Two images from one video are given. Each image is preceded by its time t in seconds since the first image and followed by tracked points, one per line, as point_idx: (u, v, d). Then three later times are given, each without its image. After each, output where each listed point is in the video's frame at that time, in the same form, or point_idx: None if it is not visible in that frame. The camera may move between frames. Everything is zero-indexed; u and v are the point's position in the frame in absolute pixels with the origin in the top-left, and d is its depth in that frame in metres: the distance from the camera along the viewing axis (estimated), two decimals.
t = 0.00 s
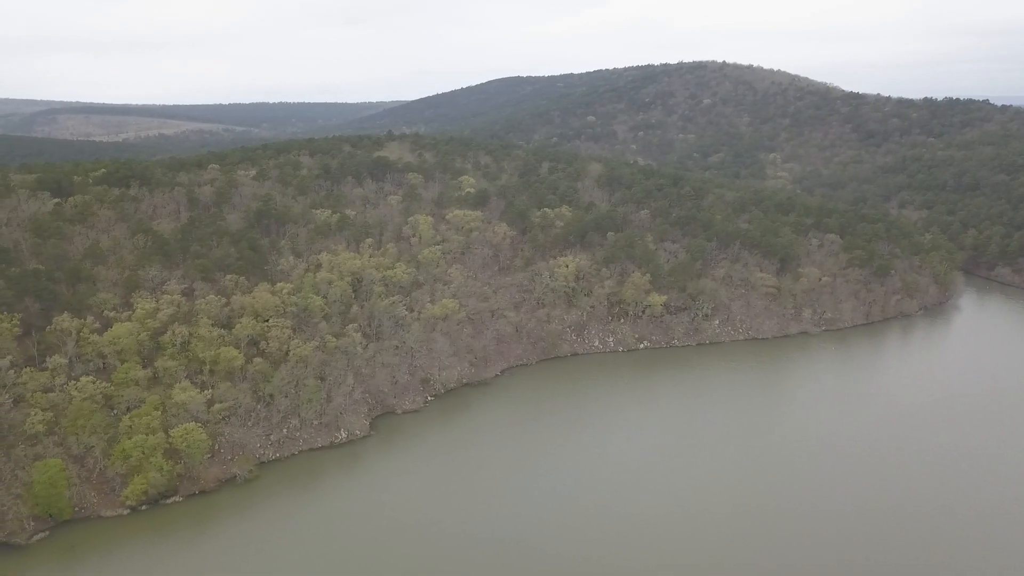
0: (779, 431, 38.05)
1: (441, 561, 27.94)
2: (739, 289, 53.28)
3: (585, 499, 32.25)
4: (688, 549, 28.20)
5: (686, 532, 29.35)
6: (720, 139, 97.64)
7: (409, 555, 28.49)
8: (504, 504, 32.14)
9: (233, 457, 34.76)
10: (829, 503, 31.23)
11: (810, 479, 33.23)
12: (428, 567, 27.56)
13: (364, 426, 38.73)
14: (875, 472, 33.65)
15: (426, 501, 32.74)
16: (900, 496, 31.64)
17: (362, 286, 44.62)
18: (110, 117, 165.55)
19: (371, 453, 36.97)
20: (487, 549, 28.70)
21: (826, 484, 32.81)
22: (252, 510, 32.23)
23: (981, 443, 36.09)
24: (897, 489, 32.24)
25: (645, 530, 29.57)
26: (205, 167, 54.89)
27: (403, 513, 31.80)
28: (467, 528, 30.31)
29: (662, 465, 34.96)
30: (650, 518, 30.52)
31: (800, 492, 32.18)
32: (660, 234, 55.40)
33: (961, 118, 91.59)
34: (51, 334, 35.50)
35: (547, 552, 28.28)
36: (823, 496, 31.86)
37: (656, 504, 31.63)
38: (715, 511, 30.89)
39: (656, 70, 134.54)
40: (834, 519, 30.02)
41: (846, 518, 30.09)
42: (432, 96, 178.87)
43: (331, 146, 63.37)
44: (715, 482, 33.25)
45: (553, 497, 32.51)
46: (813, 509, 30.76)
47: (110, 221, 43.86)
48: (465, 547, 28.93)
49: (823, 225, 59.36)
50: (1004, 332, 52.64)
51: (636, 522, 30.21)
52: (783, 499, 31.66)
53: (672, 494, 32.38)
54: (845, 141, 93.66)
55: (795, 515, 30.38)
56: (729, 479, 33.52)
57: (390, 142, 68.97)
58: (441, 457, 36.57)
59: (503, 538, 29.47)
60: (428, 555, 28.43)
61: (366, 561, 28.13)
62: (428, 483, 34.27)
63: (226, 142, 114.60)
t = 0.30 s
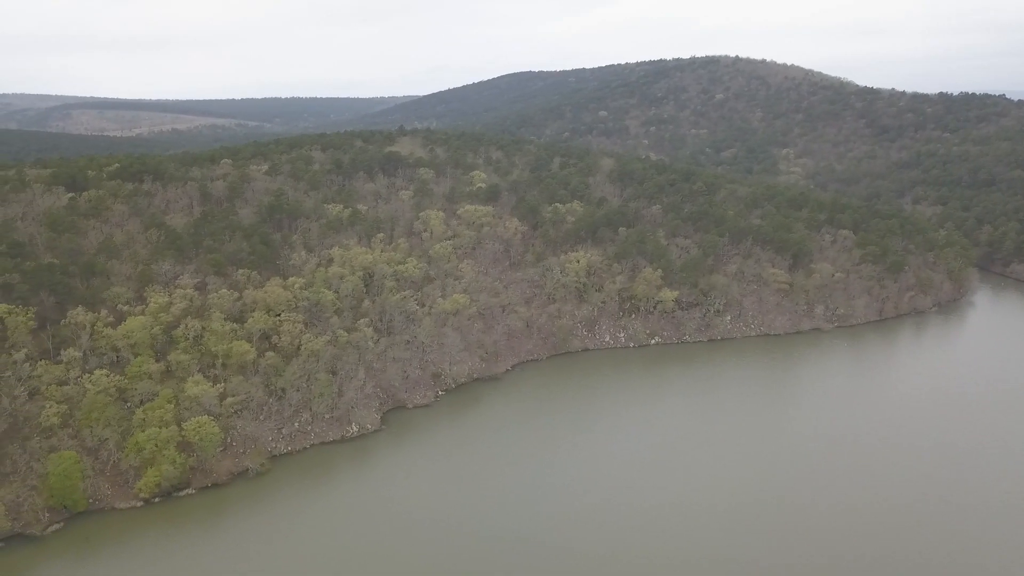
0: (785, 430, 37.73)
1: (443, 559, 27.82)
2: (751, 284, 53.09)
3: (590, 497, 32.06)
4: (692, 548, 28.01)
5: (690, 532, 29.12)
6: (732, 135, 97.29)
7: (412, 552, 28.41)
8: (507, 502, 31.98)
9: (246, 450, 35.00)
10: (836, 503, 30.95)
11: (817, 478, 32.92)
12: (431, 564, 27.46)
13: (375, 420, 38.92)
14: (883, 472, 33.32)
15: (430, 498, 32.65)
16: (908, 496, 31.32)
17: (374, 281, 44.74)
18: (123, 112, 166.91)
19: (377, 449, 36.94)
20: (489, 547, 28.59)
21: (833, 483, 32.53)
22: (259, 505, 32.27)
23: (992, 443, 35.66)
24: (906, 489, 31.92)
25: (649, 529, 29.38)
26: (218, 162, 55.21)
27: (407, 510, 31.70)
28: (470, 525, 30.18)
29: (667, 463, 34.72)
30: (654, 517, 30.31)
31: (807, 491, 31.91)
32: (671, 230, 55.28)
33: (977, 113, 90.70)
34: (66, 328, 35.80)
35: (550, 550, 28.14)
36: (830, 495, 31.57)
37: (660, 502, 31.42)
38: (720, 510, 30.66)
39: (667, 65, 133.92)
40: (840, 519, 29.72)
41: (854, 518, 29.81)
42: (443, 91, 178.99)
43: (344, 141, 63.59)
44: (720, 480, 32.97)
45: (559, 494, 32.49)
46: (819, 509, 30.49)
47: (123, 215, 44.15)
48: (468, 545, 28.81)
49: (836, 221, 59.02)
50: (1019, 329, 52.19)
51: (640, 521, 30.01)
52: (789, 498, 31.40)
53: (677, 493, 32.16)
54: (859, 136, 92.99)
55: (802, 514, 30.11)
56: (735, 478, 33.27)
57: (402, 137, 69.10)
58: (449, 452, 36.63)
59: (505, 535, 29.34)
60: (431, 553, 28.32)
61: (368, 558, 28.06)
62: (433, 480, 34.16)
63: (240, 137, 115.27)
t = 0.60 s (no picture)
0: (792, 427, 37.16)
1: (444, 557, 27.45)
2: (764, 276, 52.87)
3: (593, 495, 31.59)
4: (697, 548, 27.51)
5: (695, 532, 28.60)
6: (745, 126, 96.74)
7: (412, 549, 28.05)
8: (511, 497, 31.73)
9: (259, 439, 35.26)
10: (845, 503, 30.34)
11: (825, 477, 32.33)
12: (431, 563, 27.07)
13: (387, 410, 39.10)
14: (893, 470, 32.80)
15: (432, 494, 32.32)
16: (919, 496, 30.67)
17: (386, 271, 44.84)
18: (137, 103, 168.11)
19: (381, 443, 36.76)
20: (490, 545, 28.18)
21: (842, 482, 31.94)
22: (260, 500, 32.07)
23: (1006, 442, 34.93)
24: (917, 489, 31.25)
25: (653, 528, 28.89)
26: (230, 153, 55.42)
27: (409, 506, 31.38)
28: (473, 523, 29.78)
29: (673, 461, 34.23)
30: (659, 516, 29.83)
31: (815, 489, 31.49)
32: (684, 221, 55.06)
33: (995, 103, 89.60)
34: (81, 317, 36.10)
35: (552, 549, 27.70)
36: (839, 494, 31.00)
37: (665, 501, 30.91)
38: (725, 509, 30.17)
39: (681, 55, 132.95)
40: (848, 519, 29.11)
41: (867, 519, 29.10)
42: (455, 82, 178.63)
43: (356, 132, 63.69)
44: (727, 475, 32.77)
45: (566, 487, 32.40)
46: (827, 509, 29.90)
47: (137, 205, 44.46)
48: (468, 542, 28.41)
49: (850, 213, 58.55)
50: None
51: (644, 520, 29.53)
52: (797, 498, 30.83)
53: (683, 491, 31.65)
54: (874, 127, 92.11)
55: (808, 515, 29.55)
56: (741, 476, 32.72)
57: (414, 127, 69.10)
58: (457, 444, 36.63)
59: (507, 533, 28.94)
60: (431, 550, 27.95)
61: (368, 555, 27.72)
62: (437, 476, 33.87)
63: (254, 127, 115.66)
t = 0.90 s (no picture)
0: (800, 425, 36.44)
1: (446, 549, 27.34)
2: (775, 266, 52.75)
3: (596, 493, 31.03)
4: (701, 549, 26.89)
5: (699, 532, 27.97)
6: (758, 116, 96.23)
7: (410, 547, 27.57)
8: (516, 488, 31.76)
9: (270, 427, 35.50)
10: (853, 503, 29.65)
11: (833, 477, 31.63)
12: (428, 562, 26.56)
13: (397, 399, 39.29)
14: (901, 463, 32.58)
15: (433, 490, 31.85)
16: (930, 497, 29.91)
17: (396, 261, 44.95)
18: (149, 91, 168.93)
19: (385, 437, 36.45)
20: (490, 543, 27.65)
21: (850, 482, 31.23)
22: (261, 494, 31.79)
23: (1019, 442, 34.07)
24: (927, 489, 30.51)
25: (656, 528, 28.29)
26: (242, 142, 55.63)
27: (408, 502, 30.92)
28: (473, 521, 29.28)
29: (678, 459, 33.62)
30: (662, 515, 29.22)
31: (821, 481, 31.35)
32: (695, 211, 54.91)
33: (1012, 93, 88.60)
34: (94, 306, 36.36)
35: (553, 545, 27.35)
36: (847, 494, 30.30)
37: (669, 500, 30.27)
38: (731, 508, 29.54)
39: (693, 43, 132.02)
40: (857, 520, 28.40)
41: (875, 520, 28.40)
42: (466, 70, 178.28)
43: (367, 121, 63.78)
44: (734, 468, 32.66)
45: (571, 478, 32.41)
46: (834, 510, 29.21)
47: (149, 194, 44.71)
48: (467, 540, 27.90)
49: (864, 202, 58.14)
50: None
51: (648, 511, 29.51)
52: (805, 498, 30.15)
53: (688, 490, 31.02)
54: (889, 117, 91.24)
55: (816, 515, 28.87)
56: (748, 475, 32.06)
57: (425, 116, 69.11)
58: (465, 434, 36.69)
59: (507, 532, 28.40)
60: (435, 539, 28.03)
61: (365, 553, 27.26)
62: (439, 472, 33.44)
63: (267, 116, 116.33)
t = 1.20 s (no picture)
0: (809, 420, 35.77)
1: (452, 536, 27.48)
2: (788, 254, 52.61)
3: (598, 489, 30.52)
4: (703, 547, 26.35)
5: (702, 530, 27.40)
6: (772, 103, 95.41)
7: (414, 537, 27.51)
8: (524, 476, 31.86)
9: (283, 413, 35.75)
10: (861, 501, 29.00)
11: (842, 474, 31.02)
12: (426, 557, 26.16)
13: (408, 385, 39.49)
14: (910, 454, 32.40)
15: (434, 484, 31.47)
16: (940, 495, 29.23)
17: (408, 248, 45.04)
18: (161, 78, 169.53)
19: (388, 429, 36.23)
20: (489, 539, 27.18)
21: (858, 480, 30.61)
22: (261, 487, 31.52)
23: None
24: (936, 480, 30.33)
25: (657, 526, 27.72)
26: (254, 128, 55.80)
27: (409, 496, 30.56)
28: (473, 516, 28.85)
29: (684, 454, 33.07)
30: (666, 512, 28.69)
31: (830, 471, 31.27)
32: (708, 199, 54.73)
33: None
34: (108, 292, 36.66)
35: (559, 533, 27.45)
36: (855, 484, 30.20)
37: (673, 497, 29.74)
38: (736, 506, 28.96)
39: (707, 29, 130.79)
40: (865, 519, 27.77)
41: (883, 516, 27.92)
42: (478, 57, 177.57)
43: (379, 107, 63.79)
44: (742, 457, 32.62)
45: (579, 466, 32.49)
46: (842, 508, 28.55)
47: (162, 181, 44.96)
48: (466, 536, 27.48)
49: (878, 190, 57.67)
50: None
51: (655, 500, 29.53)
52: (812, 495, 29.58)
53: (692, 487, 30.49)
54: (905, 104, 90.20)
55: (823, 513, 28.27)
56: (754, 472, 31.45)
57: (437, 103, 68.99)
58: (475, 421, 36.81)
59: (506, 528, 27.92)
60: (442, 526, 28.19)
61: (362, 548, 26.90)
62: (441, 465, 33.07)
63: (281, 103, 116.91)
